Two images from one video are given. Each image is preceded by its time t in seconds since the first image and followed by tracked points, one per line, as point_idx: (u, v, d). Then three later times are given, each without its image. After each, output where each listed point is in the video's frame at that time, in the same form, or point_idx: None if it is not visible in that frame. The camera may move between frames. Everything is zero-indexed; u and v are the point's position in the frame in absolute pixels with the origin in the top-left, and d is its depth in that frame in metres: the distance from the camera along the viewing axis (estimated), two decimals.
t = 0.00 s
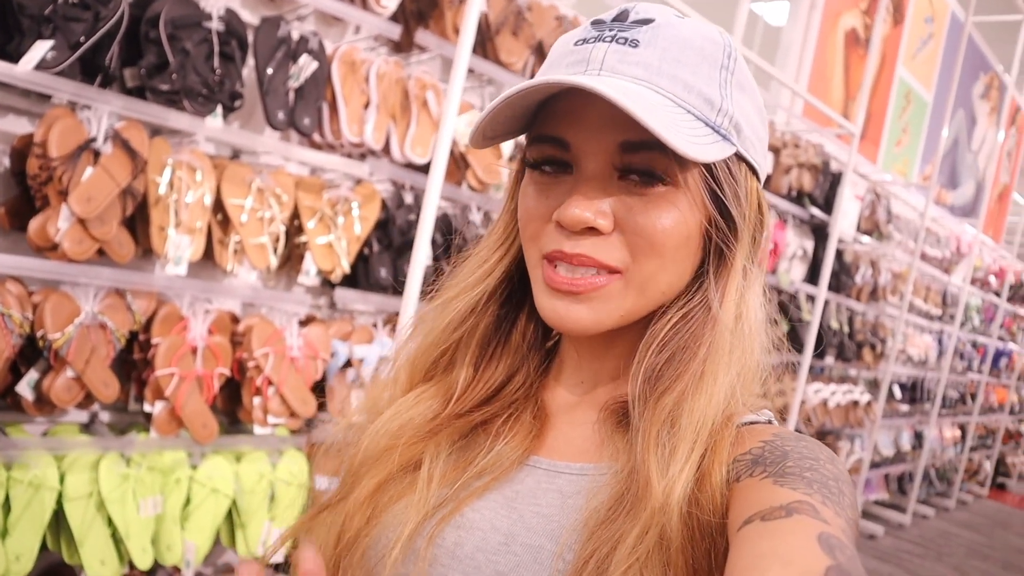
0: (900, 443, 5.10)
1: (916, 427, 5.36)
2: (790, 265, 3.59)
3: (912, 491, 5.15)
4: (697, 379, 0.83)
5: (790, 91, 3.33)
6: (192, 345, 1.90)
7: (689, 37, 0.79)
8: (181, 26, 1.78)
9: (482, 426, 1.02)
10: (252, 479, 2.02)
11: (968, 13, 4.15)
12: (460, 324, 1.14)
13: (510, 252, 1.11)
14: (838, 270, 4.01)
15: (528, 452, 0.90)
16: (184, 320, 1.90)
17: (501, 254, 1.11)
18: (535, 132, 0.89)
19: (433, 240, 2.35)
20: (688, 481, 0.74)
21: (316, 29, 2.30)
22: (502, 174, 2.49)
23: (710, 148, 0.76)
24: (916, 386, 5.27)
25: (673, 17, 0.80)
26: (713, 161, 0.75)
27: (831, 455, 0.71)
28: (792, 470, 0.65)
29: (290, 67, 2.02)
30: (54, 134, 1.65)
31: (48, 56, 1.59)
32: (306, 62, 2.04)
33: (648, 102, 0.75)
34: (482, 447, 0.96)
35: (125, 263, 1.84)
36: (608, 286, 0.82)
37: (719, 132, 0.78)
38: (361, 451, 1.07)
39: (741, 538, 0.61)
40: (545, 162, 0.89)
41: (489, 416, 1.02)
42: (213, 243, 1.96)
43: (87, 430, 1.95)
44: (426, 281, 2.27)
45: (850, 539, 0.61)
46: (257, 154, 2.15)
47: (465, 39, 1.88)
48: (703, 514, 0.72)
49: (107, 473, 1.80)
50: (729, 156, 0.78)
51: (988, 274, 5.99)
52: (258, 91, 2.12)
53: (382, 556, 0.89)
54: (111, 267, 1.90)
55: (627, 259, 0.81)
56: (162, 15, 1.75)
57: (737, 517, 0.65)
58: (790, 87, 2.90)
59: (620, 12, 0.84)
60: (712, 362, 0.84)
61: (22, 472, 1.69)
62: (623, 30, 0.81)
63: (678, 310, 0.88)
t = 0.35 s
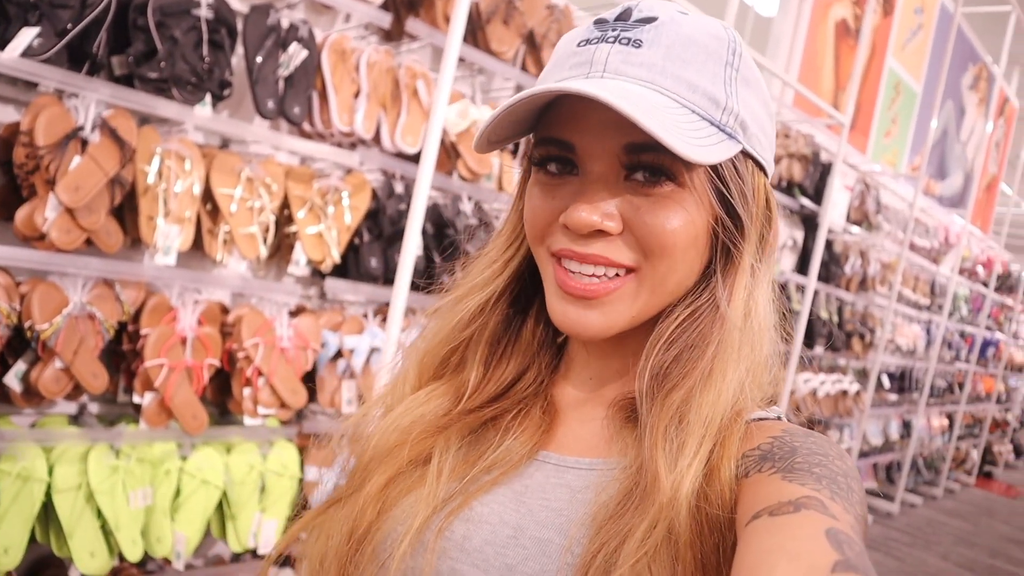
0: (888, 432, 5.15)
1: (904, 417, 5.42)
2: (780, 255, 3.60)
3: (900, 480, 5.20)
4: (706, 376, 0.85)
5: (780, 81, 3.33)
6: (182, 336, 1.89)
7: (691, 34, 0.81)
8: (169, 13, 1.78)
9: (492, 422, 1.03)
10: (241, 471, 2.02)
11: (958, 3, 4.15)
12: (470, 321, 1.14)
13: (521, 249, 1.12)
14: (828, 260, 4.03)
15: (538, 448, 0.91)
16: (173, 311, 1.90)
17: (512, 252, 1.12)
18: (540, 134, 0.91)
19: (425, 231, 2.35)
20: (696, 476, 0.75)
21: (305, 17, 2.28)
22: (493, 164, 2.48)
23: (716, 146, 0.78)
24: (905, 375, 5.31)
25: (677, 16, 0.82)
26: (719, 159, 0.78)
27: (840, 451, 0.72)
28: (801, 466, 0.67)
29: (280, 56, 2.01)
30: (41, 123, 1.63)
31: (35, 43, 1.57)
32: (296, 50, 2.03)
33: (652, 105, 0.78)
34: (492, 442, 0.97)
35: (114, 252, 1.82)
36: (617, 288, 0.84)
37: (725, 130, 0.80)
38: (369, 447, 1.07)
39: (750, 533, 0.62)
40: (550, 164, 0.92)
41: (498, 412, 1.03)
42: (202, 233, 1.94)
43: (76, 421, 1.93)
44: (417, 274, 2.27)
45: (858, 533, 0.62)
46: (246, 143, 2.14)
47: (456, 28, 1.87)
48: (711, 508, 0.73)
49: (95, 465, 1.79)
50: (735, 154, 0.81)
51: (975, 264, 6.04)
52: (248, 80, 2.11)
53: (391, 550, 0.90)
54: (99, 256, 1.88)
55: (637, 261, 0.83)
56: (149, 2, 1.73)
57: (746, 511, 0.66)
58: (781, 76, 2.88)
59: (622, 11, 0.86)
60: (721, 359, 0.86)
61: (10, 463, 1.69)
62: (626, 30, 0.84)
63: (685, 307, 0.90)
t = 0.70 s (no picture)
0: (878, 428, 5.19)
1: (894, 413, 5.46)
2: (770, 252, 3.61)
3: (890, 476, 5.24)
4: (701, 371, 0.85)
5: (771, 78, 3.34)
6: (171, 334, 1.88)
7: (689, 32, 0.82)
8: (157, 9, 1.78)
9: (486, 419, 1.03)
10: (232, 469, 2.01)
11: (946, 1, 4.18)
12: (465, 318, 1.14)
13: (516, 244, 1.11)
14: (818, 257, 4.06)
15: (533, 444, 0.91)
16: (162, 308, 1.88)
17: (506, 248, 1.12)
18: (537, 130, 0.91)
19: (416, 228, 2.34)
20: (691, 472, 0.76)
21: (295, 13, 2.26)
22: (484, 161, 2.48)
23: (714, 143, 0.79)
24: (894, 371, 5.35)
25: (674, 12, 0.83)
26: (717, 155, 0.79)
27: (834, 446, 0.73)
28: (795, 460, 0.67)
29: (270, 52, 1.99)
30: (28, 119, 1.63)
31: (21, 38, 1.55)
32: (285, 46, 2.01)
33: (652, 100, 0.78)
34: (487, 439, 0.97)
35: (102, 250, 1.81)
36: (617, 288, 0.85)
37: (723, 127, 0.81)
38: (363, 444, 1.07)
39: (745, 527, 0.63)
40: (548, 159, 0.92)
41: (493, 409, 1.03)
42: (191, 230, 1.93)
43: (64, 420, 1.91)
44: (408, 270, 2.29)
45: (852, 527, 0.63)
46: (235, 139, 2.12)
47: (447, 26, 1.86)
48: (706, 503, 0.74)
49: (84, 463, 1.78)
50: (732, 150, 0.81)
51: (964, 261, 6.09)
52: (237, 76, 2.09)
53: (386, 547, 0.90)
54: (87, 253, 1.87)
55: (635, 257, 0.84)
56: None
57: (741, 505, 0.66)
58: (771, 74, 2.88)
59: (620, 8, 0.86)
60: (716, 354, 0.86)
61: None
62: (624, 27, 0.84)
63: (682, 303, 0.90)
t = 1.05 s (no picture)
0: (876, 430, 5.20)
1: (892, 415, 5.47)
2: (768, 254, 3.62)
3: (888, 479, 5.25)
4: (698, 373, 0.85)
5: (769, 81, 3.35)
6: (168, 336, 1.88)
7: (691, 34, 0.82)
8: (155, 12, 1.77)
9: (482, 421, 1.03)
10: (229, 471, 2.01)
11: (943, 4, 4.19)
12: (460, 320, 1.14)
13: (511, 245, 1.11)
14: (816, 260, 4.06)
15: (529, 446, 0.91)
16: (160, 311, 1.88)
17: (501, 248, 1.12)
18: (538, 129, 0.91)
19: (414, 230, 2.34)
20: (687, 473, 0.76)
21: (293, 15, 2.26)
22: (483, 163, 2.48)
23: (716, 145, 0.79)
24: (892, 374, 5.36)
25: (676, 14, 0.84)
26: (720, 157, 0.79)
27: (829, 446, 0.73)
28: (791, 461, 0.67)
29: (267, 54, 1.99)
30: (24, 120, 1.62)
31: (18, 40, 1.55)
32: (283, 49, 2.01)
33: (657, 100, 0.78)
34: (482, 441, 0.97)
35: (100, 252, 1.81)
36: (615, 285, 0.85)
37: (724, 129, 0.81)
38: (360, 447, 1.07)
39: (740, 529, 0.63)
40: (548, 158, 0.92)
41: (489, 412, 1.03)
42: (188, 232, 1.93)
43: (61, 422, 1.91)
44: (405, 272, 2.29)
45: (847, 528, 0.63)
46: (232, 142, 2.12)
47: (445, 28, 1.86)
48: (702, 505, 0.74)
49: (82, 466, 1.78)
50: (733, 152, 0.82)
51: (961, 263, 6.11)
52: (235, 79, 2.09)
53: (383, 551, 0.90)
54: (83, 255, 1.86)
55: (636, 257, 0.84)
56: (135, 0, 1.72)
57: (737, 505, 0.66)
58: (770, 77, 2.88)
59: (623, 8, 0.87)
60: (712, 356, 0.86)
61: None
62: (628, 27, 0.84)
63: (679, 305, 0.90)
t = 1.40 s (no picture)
0: (885, 436, 5.17)
1: (901, 421, 5.44)
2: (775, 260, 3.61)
3: (897, 485, 5.22)
4: (705, 378, 0.85)
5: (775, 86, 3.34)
6: (176, 343, 1.90)
7: (714, 43, 0.83)
8: (164, 20, 1.78)
9: (486, 425, 1.03)
10: (237, 478, 2.01)
11: (950, 9, 4.18)
12: (465, 324, 1.14)
13: (516, 249, 1.11)
14: (823, 265, 4.05)
15: (533, 446, 0.92)
16: (168, 318, 1.89)
17: (505, 252, 1.12)
18: (554, 134, 0.90)
19: (421, 236, 2.35)
20: (693, 477, 0.76)
21: (301, 23, 2.27)
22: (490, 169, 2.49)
23: (739, 158, 0.81)
24: (901, 380, 5.33)
25: (698, 23, 0.85)
26: (742, 170, 0.81)
27: (836, 446, 0.73)
28: (797, 462, 0.67)
29: (275, 61, 2.00)
30: (35, 129, 1.63)
31: (29, 49, 1.58)
32: (291, 56, 2.02)
33: (685, 110, 0.79)
34: (486, 443, 0.97)
35: (108, 259, 1.82)
36: (632, 292, 0.85)
37: (745, 140, 0.83)
38: (365, 450, 1.07)
39: (747, 531, 0.62)
40: (563, 163, 0.91)
41: (494, 415, 1.03)
42: (197, 239, 1.94)
43: (70, 429, 1.92)
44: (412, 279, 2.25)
45: (854, 530, 0.63)
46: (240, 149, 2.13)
47: (452, 35, 1.87)
48: (707, 507, 0.73)
49: (90, 473, 1.79)
50: (751, 164, 0.83)
51: (970, 268, 6.08)
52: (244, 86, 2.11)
53: (387, 551, 0.90)
54: (92, 262, 1.88)
55: (651, 267, 0.84)
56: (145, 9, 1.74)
57: (742, 508, 0.66)
58: (776, 82, 2.87)
59: (644, 14, 0.87)
60: (720, 362, 0.87)
61: (3, 472, 1.67)
62: (651, 34, 0.84)
63: (689, 313, 0.90)
